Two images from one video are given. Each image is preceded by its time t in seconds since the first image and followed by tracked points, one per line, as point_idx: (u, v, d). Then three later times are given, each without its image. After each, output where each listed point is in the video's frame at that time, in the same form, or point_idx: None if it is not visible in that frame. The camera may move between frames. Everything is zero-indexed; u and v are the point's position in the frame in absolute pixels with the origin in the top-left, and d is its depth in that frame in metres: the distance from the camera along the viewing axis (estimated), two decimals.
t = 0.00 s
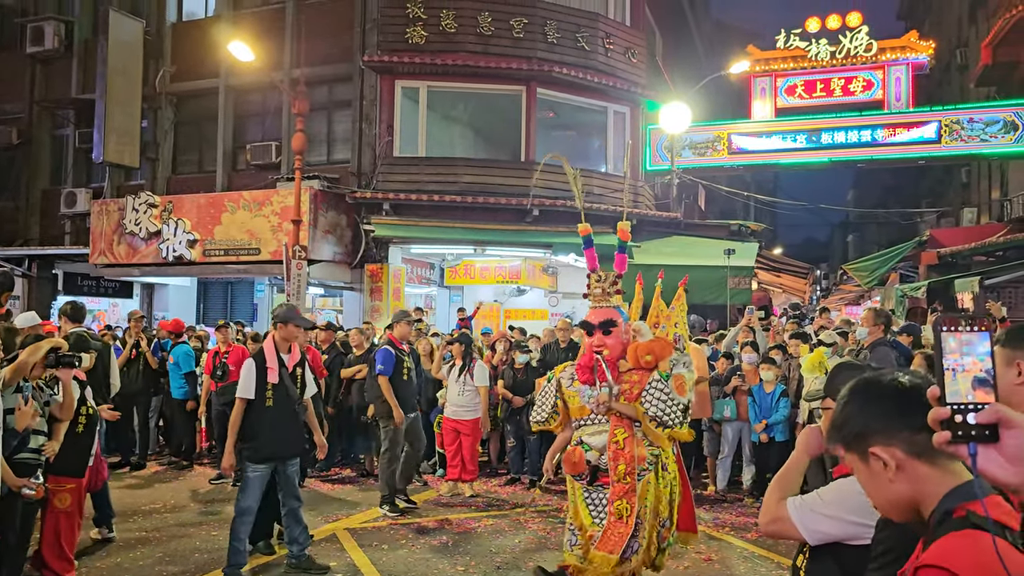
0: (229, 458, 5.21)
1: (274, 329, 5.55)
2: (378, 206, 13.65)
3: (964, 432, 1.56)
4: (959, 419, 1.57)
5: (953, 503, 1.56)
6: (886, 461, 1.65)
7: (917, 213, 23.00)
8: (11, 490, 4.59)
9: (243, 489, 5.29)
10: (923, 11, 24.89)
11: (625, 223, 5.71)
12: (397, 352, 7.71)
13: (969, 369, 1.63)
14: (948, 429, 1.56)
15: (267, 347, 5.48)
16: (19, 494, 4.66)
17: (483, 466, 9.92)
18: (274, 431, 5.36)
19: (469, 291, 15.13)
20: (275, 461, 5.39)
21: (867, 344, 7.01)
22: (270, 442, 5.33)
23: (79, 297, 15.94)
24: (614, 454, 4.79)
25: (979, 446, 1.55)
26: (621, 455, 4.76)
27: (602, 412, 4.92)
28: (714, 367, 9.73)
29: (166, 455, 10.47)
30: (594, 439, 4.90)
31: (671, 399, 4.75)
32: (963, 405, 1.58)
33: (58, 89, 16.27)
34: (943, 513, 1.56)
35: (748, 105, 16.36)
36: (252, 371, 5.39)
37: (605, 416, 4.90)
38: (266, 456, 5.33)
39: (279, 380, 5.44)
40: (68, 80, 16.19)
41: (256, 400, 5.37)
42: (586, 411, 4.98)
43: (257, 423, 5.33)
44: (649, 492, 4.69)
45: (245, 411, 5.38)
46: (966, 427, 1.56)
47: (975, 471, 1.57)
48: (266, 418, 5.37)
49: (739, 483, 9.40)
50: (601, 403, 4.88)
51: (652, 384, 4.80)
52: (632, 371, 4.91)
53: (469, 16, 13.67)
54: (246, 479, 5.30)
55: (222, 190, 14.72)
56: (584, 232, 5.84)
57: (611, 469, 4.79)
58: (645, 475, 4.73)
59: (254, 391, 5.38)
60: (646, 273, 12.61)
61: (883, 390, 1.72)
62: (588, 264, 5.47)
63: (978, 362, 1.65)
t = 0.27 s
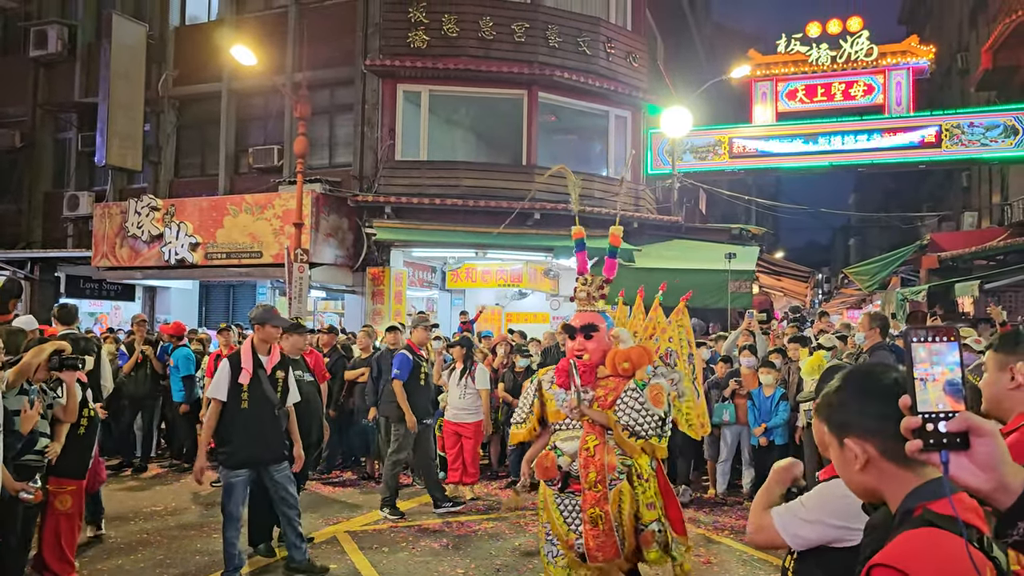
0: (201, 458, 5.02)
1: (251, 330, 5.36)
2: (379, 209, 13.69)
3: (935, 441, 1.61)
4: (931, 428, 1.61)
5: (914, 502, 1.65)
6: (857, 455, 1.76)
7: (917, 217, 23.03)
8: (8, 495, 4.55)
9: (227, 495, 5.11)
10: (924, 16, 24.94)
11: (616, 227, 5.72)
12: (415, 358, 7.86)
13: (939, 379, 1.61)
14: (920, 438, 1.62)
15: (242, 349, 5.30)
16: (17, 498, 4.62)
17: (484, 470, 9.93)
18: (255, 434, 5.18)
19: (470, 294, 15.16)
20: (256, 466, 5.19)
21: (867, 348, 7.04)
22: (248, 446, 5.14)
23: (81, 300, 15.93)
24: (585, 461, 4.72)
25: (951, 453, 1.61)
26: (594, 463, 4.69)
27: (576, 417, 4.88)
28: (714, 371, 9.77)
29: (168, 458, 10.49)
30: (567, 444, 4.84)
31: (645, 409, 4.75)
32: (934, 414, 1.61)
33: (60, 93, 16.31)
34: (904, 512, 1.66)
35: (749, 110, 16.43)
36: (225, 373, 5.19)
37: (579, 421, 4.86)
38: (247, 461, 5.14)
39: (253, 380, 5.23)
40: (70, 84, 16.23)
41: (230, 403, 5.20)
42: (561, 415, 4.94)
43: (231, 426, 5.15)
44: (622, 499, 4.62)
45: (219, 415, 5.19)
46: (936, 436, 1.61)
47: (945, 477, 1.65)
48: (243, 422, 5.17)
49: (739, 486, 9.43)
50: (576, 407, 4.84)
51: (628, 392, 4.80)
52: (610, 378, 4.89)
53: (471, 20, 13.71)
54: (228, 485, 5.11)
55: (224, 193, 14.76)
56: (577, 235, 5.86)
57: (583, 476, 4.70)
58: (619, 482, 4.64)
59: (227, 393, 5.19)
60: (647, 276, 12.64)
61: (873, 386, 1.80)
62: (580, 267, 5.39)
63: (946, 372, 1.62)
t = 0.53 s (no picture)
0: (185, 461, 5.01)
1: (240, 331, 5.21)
2: (378, 212, 13.71)
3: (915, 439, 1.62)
4: (910, 426, 1.63)
5: (875, 500, 1.72)
6: (824, 454, 1.81)
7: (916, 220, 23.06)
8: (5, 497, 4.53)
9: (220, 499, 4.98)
10: (922, 19, 24.96)
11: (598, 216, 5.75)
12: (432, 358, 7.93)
13: (919, 377, 1.63)
14: (899, 436, 1.63)
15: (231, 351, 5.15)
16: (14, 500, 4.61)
17: (483, 472, 9.93)
18: (246, 438, 5.04)
19: (469, 297, 15.17)
20: (248, 470, 5.04)
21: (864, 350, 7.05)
22: (238, 448, 4.99)
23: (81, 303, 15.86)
24: (554, 454, 4.80)
25: (930, 450, 1.62)
26: (562, 457, 4.76)
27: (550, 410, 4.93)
28: (711, 373, 9.78)
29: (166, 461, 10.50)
30: (540, 437, 4.92)
31: (618, 404, 4.71)
32: (913, 412, 1.62)
33: (60, 96, 16.34)
34: (866, 510, 1.73)
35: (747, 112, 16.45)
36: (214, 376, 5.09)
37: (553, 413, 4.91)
38: (239, 464, 5.00)
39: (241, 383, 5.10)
40: (70, 87, 16.26)
41: (219, 406, 5.06)
42: (537, 408, 4.99)
43: (219, 429, 5.03)
44: (587, 496, 4.69)
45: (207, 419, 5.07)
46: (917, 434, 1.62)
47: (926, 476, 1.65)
48: (233, 425, 5.04)
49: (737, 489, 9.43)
50: (549, 400, 4.88)
51: (601, 386, 4.78)
52: (585, 371, 4.92)
53: (469, 24, 13.75)
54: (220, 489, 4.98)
55: (224, 196, 14.77)
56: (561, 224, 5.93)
57: (551, 470, 4.78)
58: (587, 478, 4.72)
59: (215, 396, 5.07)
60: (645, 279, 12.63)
61: (841, 384, 1.81)
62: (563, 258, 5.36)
63: (925, 369, 1.63)
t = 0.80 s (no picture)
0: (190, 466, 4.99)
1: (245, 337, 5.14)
2: (378, 213, 13.72)
3: (904, 442, 1.65)
4: (899, 429, 1.66)
5: (846, 506, 1.71)
6: (799, 461, 1.80)
7: (916, 221, 23.07)
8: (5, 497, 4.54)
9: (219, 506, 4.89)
10: (922, 19, 24.96)
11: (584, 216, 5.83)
12: (447, 360, 7.95)
13: (906, 380, 1.69)
14: (888, 439, 1.66)
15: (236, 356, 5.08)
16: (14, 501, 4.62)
17: (483, 473, 9.94)
18: (248, 445, 4.93)
19: (469, 298, 15.18)
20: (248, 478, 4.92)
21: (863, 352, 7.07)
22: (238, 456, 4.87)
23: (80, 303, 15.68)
24: (544, 459, 4.80)
25: (919, 453, 1.66)
26: (551, 461, 4.75)
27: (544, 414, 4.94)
28: (710, 374, 9.80)
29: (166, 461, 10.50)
30: (536, 441, 4.98)
31: (598, 409, 4.42)
32: (902, 415, 1.66)
33: (60, 97, 16.34)
34: (836, 516, 1.72)
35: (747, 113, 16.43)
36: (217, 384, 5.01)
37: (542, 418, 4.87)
38: (239, 471, 4.90)
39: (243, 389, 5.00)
40: (70, 87, 16.26)
41: (223, 411, 4.99)
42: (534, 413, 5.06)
43: (221, 434, 4.95)
44: (567, 501, 4.56)
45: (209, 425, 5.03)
46: (905, 437, 1.65)
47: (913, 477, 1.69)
48: (235, 431, 4.95)
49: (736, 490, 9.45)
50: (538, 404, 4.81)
51: (583, 390, 4.52)
52: (573, 374, 4.82)
53: (469, 24, 13.76)
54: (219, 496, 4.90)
55: (224, 197, 14.77)
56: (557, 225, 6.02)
57: (540, 474, 4.79)
58: (572, 483, 4.59)
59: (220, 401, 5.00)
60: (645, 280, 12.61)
61: (817, 390, 1.81)
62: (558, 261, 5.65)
63: (913, 372, 1.71)
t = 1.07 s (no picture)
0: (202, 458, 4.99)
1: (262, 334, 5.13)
2: (382, 211, 13.73)
3: (899, 441, 1.65)
4: (895, 428, 1.66)
5: (845, 512, 1.72)
6: (798, 467, 1.79)
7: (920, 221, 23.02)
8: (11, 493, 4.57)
9: (225, 499, 4.84)
10: (927, 18, 24.87)
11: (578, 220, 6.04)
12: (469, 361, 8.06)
13: (900, 380, 1.73)
14: (884, 439, 1.66)
15: (253, 352, 5.08)
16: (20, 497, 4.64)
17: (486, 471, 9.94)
18: (258, 442, 4.88)
19: (472, 296, 15.18)
20: (257, 475, 4.87)
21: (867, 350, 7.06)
22: (249, 452, 4.83)
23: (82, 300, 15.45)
24: (527, 459, 4.96)
25: (914, 452, 1.65)
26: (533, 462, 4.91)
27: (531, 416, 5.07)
28: (713, 372, 9.80)
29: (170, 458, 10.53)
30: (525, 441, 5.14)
31: (569, 414, 4.55)
32: (897, 414, 1.68)
33: (66, 94, 16.37)
34: (836, 521, 1.73)
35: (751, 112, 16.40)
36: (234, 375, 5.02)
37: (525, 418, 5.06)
38: (249, 467, 4.85)
39: (257, 384, 4.99)
40: (75, 85, 16.30)
41: (237, 404, 4.97)
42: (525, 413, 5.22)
43: (233, 428, 4.94)
44: (540, 500, 4.78)
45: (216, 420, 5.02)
46: (901, 434, 1.66)
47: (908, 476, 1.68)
48: (247, 427, 4.90)
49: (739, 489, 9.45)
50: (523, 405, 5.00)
51: (557, 396, 4.64)
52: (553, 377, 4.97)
53: (474, 23, 13.77)
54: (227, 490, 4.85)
55: (228, 195, 14.78)
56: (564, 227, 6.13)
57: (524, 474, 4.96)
58: (545, 483, 4.77)
59: (235, 395, 4.97)
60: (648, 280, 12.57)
61: (810, 394, 1.80)
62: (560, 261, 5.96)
63: (908, 371, 1.75)
